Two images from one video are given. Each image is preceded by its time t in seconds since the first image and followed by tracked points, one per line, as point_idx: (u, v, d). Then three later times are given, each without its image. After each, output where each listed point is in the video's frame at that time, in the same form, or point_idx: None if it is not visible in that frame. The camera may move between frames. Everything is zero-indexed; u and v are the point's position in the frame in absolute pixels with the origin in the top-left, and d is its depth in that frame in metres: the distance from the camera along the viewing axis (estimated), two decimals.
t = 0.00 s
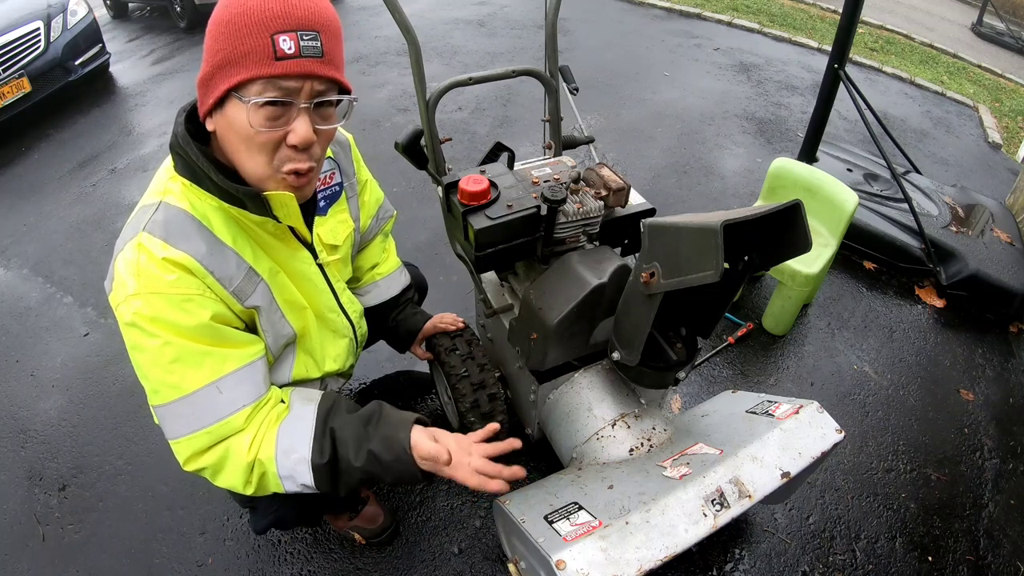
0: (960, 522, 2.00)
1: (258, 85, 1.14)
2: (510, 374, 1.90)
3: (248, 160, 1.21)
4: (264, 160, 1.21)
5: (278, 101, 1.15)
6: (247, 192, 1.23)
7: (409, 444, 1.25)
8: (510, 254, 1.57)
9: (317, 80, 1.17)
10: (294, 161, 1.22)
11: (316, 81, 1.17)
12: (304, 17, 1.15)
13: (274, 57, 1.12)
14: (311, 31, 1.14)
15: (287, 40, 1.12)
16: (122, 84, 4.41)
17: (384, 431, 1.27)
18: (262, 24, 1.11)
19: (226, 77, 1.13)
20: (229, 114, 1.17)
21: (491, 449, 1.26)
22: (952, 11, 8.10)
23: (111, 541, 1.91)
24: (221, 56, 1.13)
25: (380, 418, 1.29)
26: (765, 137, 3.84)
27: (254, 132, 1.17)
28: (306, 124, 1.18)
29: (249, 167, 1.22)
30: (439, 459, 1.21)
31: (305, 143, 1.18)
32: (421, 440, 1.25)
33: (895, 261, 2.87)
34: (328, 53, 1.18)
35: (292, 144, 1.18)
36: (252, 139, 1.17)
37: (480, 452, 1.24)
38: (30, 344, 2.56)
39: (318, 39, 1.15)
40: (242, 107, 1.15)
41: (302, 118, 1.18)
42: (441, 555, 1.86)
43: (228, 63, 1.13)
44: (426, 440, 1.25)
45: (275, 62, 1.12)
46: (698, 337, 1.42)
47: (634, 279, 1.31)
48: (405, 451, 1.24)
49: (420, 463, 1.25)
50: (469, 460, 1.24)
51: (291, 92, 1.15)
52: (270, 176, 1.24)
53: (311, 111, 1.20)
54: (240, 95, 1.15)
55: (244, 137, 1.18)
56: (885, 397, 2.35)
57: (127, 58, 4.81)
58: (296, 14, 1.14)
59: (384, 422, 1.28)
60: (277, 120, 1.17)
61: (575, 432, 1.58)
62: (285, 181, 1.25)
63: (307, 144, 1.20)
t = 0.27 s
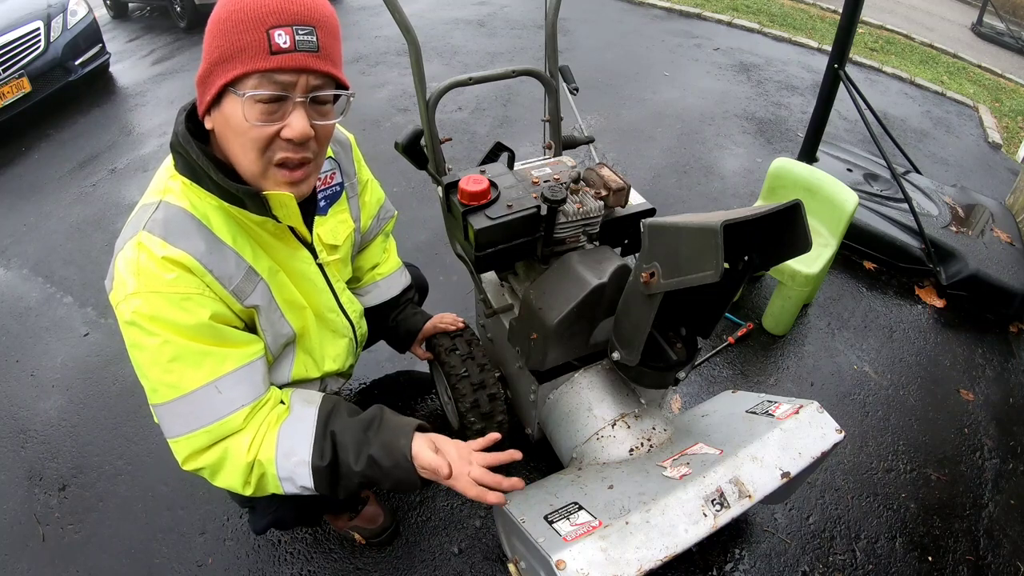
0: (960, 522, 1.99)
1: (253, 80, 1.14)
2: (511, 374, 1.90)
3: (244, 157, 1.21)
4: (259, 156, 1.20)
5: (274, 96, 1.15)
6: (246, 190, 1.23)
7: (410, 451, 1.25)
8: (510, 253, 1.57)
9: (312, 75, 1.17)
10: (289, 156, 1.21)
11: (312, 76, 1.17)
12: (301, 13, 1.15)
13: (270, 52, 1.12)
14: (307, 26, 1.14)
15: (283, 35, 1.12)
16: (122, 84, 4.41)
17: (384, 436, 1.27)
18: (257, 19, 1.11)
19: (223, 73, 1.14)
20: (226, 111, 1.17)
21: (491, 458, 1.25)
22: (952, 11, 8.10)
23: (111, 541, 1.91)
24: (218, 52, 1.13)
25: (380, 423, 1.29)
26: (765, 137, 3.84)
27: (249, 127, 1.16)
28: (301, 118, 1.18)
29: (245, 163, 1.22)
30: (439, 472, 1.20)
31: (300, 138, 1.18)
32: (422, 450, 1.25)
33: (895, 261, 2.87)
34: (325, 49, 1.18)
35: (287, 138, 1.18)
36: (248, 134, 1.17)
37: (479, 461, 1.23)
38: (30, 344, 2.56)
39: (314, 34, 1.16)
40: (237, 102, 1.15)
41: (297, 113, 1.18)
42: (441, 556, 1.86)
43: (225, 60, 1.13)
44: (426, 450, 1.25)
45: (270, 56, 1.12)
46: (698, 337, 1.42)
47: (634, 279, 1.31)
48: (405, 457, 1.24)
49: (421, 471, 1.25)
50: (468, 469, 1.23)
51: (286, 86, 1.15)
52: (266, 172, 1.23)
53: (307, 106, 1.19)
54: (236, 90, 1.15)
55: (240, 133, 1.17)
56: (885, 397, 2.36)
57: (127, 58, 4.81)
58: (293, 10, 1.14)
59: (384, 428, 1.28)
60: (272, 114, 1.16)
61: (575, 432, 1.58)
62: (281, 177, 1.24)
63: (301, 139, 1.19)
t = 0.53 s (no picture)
0: (960, 522, 1.99)
1: (263, 76, 1.14)
2: (511, 374, 1.90)
3: (250, 152, 1.21)
4: (265, 152, 1.20)
5: (283, 92, 1.15)
6: (246, 190, 1.23)
7: (428, 424, 1.33)
8: (510, 254, 1.57)
9: (322, 74, 1.18)
10: (296, 153, 1.22)
11: (321, 75, 1.18)
12: (313, 13, 1.16)
13: (282, 49, 1.12)
14: (319, 26, 1.15)
15: (295, 33, 1.13)
16: (122, 84, 4.41)
17: (396, 416, 1.32)
18: (271, 16, 1.12)
19: (233, 67, 1.14)
20: (233, 105, 1.17)
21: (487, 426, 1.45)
22: (952, 11, 8.10)
23: (111, 541, 1.91)
24: (229, 47, 1.13)
25: (388, 408, 1.34)
26: (765, 137, 3.84)
27: (257, 122, 1.16)
28: (310, 116, 1.18)
29: (250, 158, 1.22)
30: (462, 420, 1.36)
31: (308, 135, 1.18)
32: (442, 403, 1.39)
33: (895, 261, 2.87)
34: (334, 49, 1.19)
35: (294, 135, 1.18)
36: (255, 129, 1.17)
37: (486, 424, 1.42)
38: (30, 344, 2.56)
39: (326, 34, 1.16)
40: (247, 97, 1.15)
41: (306, 110, 1.18)
42: (441, 555, 1.86)
43: (236, 55, 1.13)
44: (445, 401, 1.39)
45: (283, 53, 1.12)
46: (698, 337, 1.42)
47: (634, 279, 1.31)
48: (423, 431, 1.31)
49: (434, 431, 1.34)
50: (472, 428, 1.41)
51: (296, 83, 1.16)
52: (271, 168, 1.23)
53: (315, 104, 1.20)
54: (245, 85, 1.15)
55: (247, 127, 1.17)
56: (885, 397, 2.36)
57: (127, 58, 4.81)
58: (305, 9, 1.15)
59: (392, 409, 1.33)
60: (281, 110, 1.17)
61: (575, 432, 1.58)
62: (286, 173, 1.25)
63: (309, 137, 1.19)
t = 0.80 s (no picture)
0: (960, 522, 1.99)
1: (262, 76, 1.14)
2: (511, 374, 1.90)
3: (250, 151, 1.21)
4: (265, 151, 1.20)
5: (282, 91, 1.15)
6: (247, 189, 1.23)
7: (428, 422, 1.32)
8: (510, 254, 1.57)
9: (320, 72, 1.17)
10: (295, 152, 1.22)
11: (320, 73, 1.18)
12: (311, 11, 1.16)
13: (280, 48, 1.12)
14: (316, 24, 1.15)
15: (293, 32, 1.13)
16: (122, 84, 4.41)
17: (398, 415, 1.32)
18: (269, 16, 1.12)
19: (231, 68, 1.14)
20: (231, 106, 1.17)
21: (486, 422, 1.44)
22: (952, 11, 8.10)
23: (112, 541, 1.91)
24: (227, 48, 1.13)
25: (389, 408, 1.34)
26: (765, 137, 3.84)
27: (256, 122, 1.16)
28: (308, 115, 1.18)
29: (251, 159, 1.22)
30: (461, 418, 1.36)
31: (307, 134, 1.18)
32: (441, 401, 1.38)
33: (895, 261, 2.87)
34: (333, 47, 1.19)
35: (293, 134, 1.18)
36: (254, 129, 1.17)
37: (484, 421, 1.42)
38: (30, 344, 2.56)
39: (323, 33, 1.16)
40: (245, 97, 1.15)
41: (304, 109, 1.18)
42: (441, 555, 1.86)
43: (234, 55, 1.13)
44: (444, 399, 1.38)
45: (281, 52, 1.12)
46: (698, 337, 1.43)
47: (634, 279, 1.31)
48: (424, 429, 1.31)
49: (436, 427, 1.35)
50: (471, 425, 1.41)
51: (294, 83, 1.16)
52: (271, 167, 1.23)
53: (314, 102, 1.20)
54: (243, 86, 1.15)
55: (246, 127, 1.17)
56: (885, 397, 2.36)
57: (127, 58, 4.81)
58: (303, 8, 1.15)
59: (393, 408, 1.33)
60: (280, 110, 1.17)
61: (575, 432, 1.58)
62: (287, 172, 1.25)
63: (308, 135, 1.19)
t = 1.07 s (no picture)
0: (960, 522, 1.99)
1: (272, 69, 1.14)
2: (511, 374, 1.90)
3: (259, 146, 1.21)
4: (274, 145, 1.20)
5: (292, 84, 1.16)
6: (246, 188, 1.23)
7: (428, 422, 1.32)
8: (510, 253, 1.57)
9: (329, 66, 1.19)
10: (304, 145, 1.23)
11: (329, 68, 1.19)
12: (318, 8, 1.17)
13: (291, 42, 1.13)
14: (325, 20, 1.17)
15: (303, 27, 1.14)
16: (122, 84, 4.41)
17: (398, 416, 1.32)
18: (278, 10, 1.12)
19: (241, 62, 1.14)
20: (240, 101, 1.17)
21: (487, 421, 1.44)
22: (952, 11, 8.10)
23: (111, 541, 1.91)
24: (235, 42, 1.13)
25: (388, 408, 1.34)
26: (765, 137, 3.84)
27: (267, 115, 1.17)
28: (319, 108, 1.19)
29: (259, 153, 1.22)
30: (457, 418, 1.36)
31: (318, 127, 1.19)
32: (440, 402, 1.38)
33: (895, 261, 2.87)
34: (340, 43, 1.20)
35: (304, 128, 1.19)
36: (264, 123, 1.17)
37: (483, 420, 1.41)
38: (30, 344, 2.56)
39: (331, 29, 1.18)
40: (256, 91, 1.16)
41: (314, 102, 1.19)
42: (441, 555, 1.86)
43: (243, 49, 1.13)
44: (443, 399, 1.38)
45: (292, 47, 1.13)
46: (698, 337, 1.43)
47: (634, 279, 1.31)
48: (424, 429, 1.31)
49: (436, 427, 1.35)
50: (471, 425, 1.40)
51: (305, 76, 1.17)
52: (280, 162, 1.23)
53: (323, 96, 1.21)
54: (254, 79, 1.15)
55: (256, 122, 1.17)
56: (884, 397, 2.36)
57: (127, 58, 4.81)
58: (311, 4, 1.16)
59: (393, 408, 1.33)
60: (291, 103, 1.17)
61: (575, 432, 1.58)
62: (294, 166, 1.25)
63: (318, 129, 1.20)
